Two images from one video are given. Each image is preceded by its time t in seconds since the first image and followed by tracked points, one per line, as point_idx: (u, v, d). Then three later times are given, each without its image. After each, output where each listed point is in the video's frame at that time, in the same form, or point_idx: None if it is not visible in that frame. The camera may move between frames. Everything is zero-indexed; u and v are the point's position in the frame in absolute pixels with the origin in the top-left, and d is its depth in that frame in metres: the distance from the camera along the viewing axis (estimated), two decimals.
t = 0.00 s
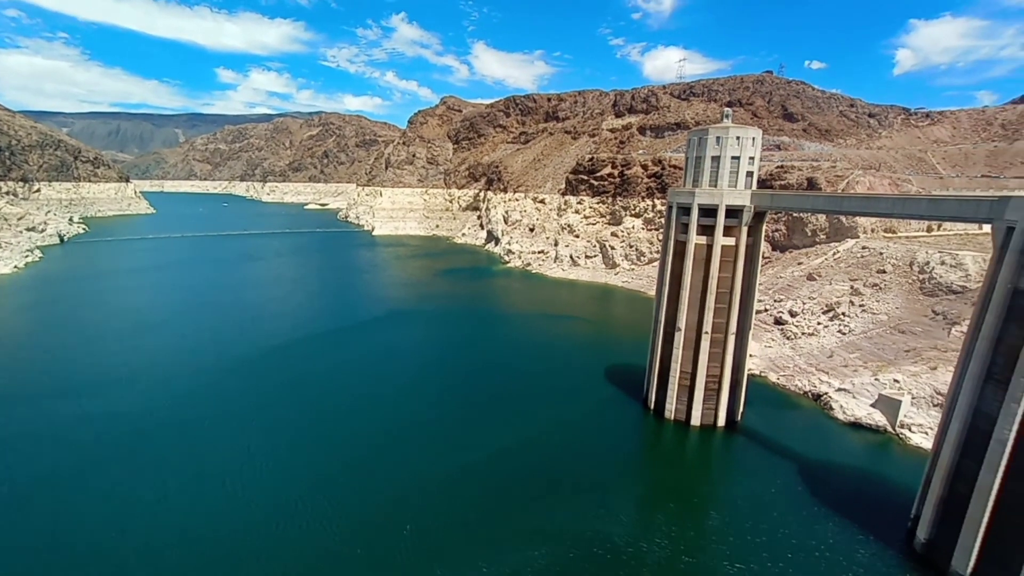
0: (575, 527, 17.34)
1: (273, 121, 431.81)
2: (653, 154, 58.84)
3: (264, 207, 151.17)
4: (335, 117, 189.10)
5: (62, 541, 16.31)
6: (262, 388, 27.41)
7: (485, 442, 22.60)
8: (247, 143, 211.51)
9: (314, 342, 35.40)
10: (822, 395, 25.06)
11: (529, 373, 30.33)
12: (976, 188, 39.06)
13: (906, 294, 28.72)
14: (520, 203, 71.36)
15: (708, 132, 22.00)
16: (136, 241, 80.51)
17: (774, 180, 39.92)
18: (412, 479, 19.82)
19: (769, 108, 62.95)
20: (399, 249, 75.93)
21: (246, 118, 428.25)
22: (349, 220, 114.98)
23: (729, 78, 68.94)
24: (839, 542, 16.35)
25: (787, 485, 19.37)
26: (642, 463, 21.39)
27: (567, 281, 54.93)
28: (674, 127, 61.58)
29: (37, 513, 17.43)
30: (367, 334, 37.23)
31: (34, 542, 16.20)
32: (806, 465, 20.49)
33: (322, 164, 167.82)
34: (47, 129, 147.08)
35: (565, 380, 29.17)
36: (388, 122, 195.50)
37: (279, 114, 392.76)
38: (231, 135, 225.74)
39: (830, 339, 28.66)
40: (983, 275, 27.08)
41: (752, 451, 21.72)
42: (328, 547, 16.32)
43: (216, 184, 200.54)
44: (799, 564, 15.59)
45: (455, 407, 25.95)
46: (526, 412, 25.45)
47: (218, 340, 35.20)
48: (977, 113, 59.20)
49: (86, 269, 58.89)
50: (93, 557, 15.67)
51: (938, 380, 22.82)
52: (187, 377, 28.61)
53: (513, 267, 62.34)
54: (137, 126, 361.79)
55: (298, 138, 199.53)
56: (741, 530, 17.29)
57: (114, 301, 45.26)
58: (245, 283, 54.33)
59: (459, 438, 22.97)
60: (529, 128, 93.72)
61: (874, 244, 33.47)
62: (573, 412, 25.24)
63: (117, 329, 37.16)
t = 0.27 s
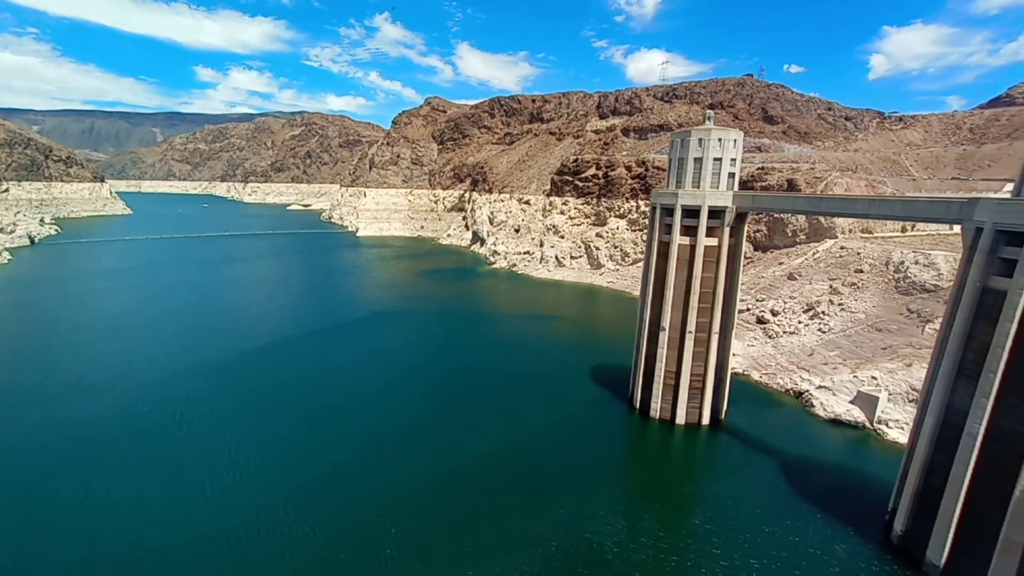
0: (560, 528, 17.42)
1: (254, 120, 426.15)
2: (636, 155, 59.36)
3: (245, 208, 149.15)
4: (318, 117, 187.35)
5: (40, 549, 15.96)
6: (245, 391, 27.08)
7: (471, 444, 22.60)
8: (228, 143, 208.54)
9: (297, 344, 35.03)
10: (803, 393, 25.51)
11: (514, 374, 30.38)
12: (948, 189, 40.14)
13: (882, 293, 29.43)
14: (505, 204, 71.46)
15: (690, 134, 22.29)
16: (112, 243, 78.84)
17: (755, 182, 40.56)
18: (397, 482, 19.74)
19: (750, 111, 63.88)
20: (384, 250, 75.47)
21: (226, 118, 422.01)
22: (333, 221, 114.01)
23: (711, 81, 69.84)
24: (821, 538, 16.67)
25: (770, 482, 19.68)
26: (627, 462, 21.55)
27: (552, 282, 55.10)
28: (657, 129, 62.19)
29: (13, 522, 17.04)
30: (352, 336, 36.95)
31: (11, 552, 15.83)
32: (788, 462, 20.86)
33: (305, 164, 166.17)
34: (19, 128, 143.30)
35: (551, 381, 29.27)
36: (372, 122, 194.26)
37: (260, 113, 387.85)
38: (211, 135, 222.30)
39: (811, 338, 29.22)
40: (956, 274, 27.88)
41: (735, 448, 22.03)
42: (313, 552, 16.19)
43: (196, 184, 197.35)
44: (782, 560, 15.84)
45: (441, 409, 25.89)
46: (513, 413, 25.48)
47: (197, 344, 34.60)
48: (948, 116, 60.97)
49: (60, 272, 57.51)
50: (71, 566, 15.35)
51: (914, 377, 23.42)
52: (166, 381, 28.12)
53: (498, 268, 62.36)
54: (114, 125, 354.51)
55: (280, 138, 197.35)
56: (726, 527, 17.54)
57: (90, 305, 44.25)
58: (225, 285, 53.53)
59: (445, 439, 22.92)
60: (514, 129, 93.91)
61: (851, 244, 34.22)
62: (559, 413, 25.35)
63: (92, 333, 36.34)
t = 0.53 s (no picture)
0: (550, 532, 17.42)
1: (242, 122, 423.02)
2: (626, 160, 59.75)
3: (233, 210, 147.86)
4: (307, 120, 186.42)
5: (23, 557, 15.72)
6: (233, 396, 26.84)
7: (461, 448, 22.55)
8: (216, 145, 206.78)
9: (286, 348, 34.77)
10: (791, 395, 25.79)
11: (505, 378, 30.36)
12: (930, 194, 40.87)
13: (867, 296, 29.87)
14: (496, 207, 71.53)
15: (679, 139, 22.51)
16: (96, 246, 77.75)
17: (743, 186, 41.01)
18: (386, 487, 19.64)
19: (737, 116, 64.57)
20: (373, 253, 75.16)
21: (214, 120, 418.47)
22: (322, 224, 113.38)
23: (699, 86, 70.55)
24: (808, 540, 16.80)
25: (758, 484, 19.85)
26: (616, 465, 21.63)
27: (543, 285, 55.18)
28: (646, 133, 62.64)
29: None
30: (341, 340, 36.73)
31: None
32: (776, 464, 21.06)
33: (294, 167, 165.17)
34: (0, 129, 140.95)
35: (541, 384, 29.31)
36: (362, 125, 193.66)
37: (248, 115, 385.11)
38: (198, 137, 220.23)
39: (798, 340, 29.54)
40: (937, 277, 28.41)
41: (724, 451, 22.20)
42: (301, 558, 16.06)
43: (183, 187, 195.32)
44: (770, 562, 15.99)
45: (430, 413, 25.80)
46: (503, 417, 25.46)
47: (183, 348, 34.20)
48: (929, 123, 62.21)
49: (42, 275, 56.59)
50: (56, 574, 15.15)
51: (898, 378, 23.80)
52: (152, 386, 27.78)
53: (489, 271, 62.34)
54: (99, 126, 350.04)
55: (269, 141, 196.07)
56: (715, 529, 17.67)
57: (73, 309, 43.62)
58: (212, 289, 52.99)
59: (434, 444, 22.85)
60: (504, 132, 94.14)
61: (837, 248, 34.71)
62: (550, 417, 25.37)
63: (74, 338, 35.81)
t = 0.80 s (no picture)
0: (549, 543, 17.24)
1: (239, 132, 423.81)
2: (621, 168, 60.08)
3: (229, 220, 147.75)
4: (304, 129, 186.97)
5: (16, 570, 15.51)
6: (229, 406, 26.67)
7: (459, 458, 22.39)
8: (213, 155, 206.95)
9: (282, 357, 34.58)
10: (789, 403, 25.78)
11: (502, 387, 30.24)
12: (923, 202, 41.20)
13: (863, 303, 29.98)
14: (493, 216, 71.69)
15: (674, 148, 22.66)
16: (91, 256, 77.43)
17: (738, 195, 41.27)
18: (383, 498, 19.45)
19: (732, 126, 65.04)
20: (370, 262, 75.06)
21: (211, 130, 419.27)
22: (319, 234, 113.32)
23: (694, 96, 71.13)
24: (809, 549, 16.73)
25: (757, 493, 19.79)
26: (615, 475, 21.53)
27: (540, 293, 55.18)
28: (641, 143, 63.00)
29: None
30: (338, 349, 36.57)
31: None
32: (775, 472, 21.02)
33: (291, 176, 165.37)
34: None
35: (539, 393, 29.19)
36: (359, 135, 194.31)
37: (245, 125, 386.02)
38: (195, 147, 220.38)
39: (795, 348, 29.58)
40: (932, 285, 28.56)
41: (723, 460, 22.15)
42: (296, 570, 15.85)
43: (180, 196, 195.11)
44: (770, 572, 15.90)
45: (428, 422, 25.65)
46: (500, 426, 25.32)
47: (177, 358, 33.97)
48: (921, 132, 62.86)
49: (36, 285, 56.29)
50: None
51: (895, 386, 23.85)
52: (146, 397, 27.56)
53: (486, 280, 62.33)
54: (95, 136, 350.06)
55: (266, 150, 196.41)
56: (715, 538, 17.59)
57: (67, 319, 43.33)
58: (208, 298, 52.77)
59: (432, 454, 22.69)
60: (501, 142, 94.58)
61: (832, 255, 34.87)
62: (548, 426, 25.27)
63: (68, 348, 35.56)
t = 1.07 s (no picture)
0: (555, 553, 17.04)
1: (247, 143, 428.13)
2: (626, 177, 60.15)
3: (237, 230, 148.84)
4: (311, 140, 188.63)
5: None
6: (235, 414, 26.70)
7: (463, 467, 22.25)
8: (221, 165, 208.96)
9: (287, 366, 34.61)
10: (797, 411, 25.52)
11: (507, 395, 30.10)
12: (930, 209, 40.95)
13: (871, 310, 29.74)
14: (498, 224, 71.85)
15: (679, 156, 22.66)
16: (101, 265, 78.13)
17: (743, 203, 41.20)
18: (388, 506, 19.34)
19: (736, 134, 65.03)
20: (376, 271, 75.25)
21: (220, 141, 423.83)
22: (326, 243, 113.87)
23: (698, 104, 71.27)
24: (819, 561, 16.48)
25: (766, 503, 19.56)
26: (622, 484, 21.35)
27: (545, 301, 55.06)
28: (646, 151, 63.08)
29: None
30: (343, 357, 36.60)
31: None
32: (784, 482, 20.78)
33: (298, 186, 166.64)
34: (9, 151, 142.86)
35: (544, 402, 29.03)
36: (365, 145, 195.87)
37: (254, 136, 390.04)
38: (204, 158, 222.62)
39: (803, 356, 29.33)
40: (941, 292, 28.31)
41: (731, 469, 21.91)
42: None
43: (188, 206, 196.84)
44: None
45: (433, 431, 25.54)
46: (505, 435, 25.18)
47: (183, 366, 34.07)
48: (927, 139, 62.64)
49: (46, 294, 56.78)
50: None
51: (905, 394, 23.57)
52: (152, 405, 27.61)
53: (491, 288, 62.35)
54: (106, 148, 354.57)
55: (274, 161, 198.20)
56: (723, 548, 17.38)
57: (75, 327, 43.65)
58: (214, 307, 52.99)
59: (437, 463, 22.57)
60: (506, 151, 95.01)
61: (839, 262, 34.65)
62: (554, 435, 25.09)
63: (75, 356, 35.73)
